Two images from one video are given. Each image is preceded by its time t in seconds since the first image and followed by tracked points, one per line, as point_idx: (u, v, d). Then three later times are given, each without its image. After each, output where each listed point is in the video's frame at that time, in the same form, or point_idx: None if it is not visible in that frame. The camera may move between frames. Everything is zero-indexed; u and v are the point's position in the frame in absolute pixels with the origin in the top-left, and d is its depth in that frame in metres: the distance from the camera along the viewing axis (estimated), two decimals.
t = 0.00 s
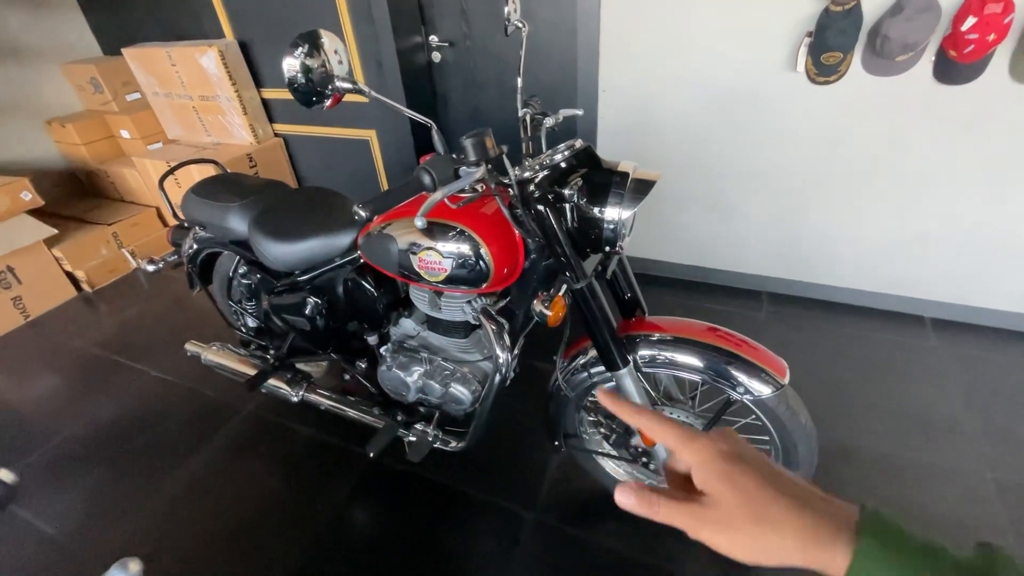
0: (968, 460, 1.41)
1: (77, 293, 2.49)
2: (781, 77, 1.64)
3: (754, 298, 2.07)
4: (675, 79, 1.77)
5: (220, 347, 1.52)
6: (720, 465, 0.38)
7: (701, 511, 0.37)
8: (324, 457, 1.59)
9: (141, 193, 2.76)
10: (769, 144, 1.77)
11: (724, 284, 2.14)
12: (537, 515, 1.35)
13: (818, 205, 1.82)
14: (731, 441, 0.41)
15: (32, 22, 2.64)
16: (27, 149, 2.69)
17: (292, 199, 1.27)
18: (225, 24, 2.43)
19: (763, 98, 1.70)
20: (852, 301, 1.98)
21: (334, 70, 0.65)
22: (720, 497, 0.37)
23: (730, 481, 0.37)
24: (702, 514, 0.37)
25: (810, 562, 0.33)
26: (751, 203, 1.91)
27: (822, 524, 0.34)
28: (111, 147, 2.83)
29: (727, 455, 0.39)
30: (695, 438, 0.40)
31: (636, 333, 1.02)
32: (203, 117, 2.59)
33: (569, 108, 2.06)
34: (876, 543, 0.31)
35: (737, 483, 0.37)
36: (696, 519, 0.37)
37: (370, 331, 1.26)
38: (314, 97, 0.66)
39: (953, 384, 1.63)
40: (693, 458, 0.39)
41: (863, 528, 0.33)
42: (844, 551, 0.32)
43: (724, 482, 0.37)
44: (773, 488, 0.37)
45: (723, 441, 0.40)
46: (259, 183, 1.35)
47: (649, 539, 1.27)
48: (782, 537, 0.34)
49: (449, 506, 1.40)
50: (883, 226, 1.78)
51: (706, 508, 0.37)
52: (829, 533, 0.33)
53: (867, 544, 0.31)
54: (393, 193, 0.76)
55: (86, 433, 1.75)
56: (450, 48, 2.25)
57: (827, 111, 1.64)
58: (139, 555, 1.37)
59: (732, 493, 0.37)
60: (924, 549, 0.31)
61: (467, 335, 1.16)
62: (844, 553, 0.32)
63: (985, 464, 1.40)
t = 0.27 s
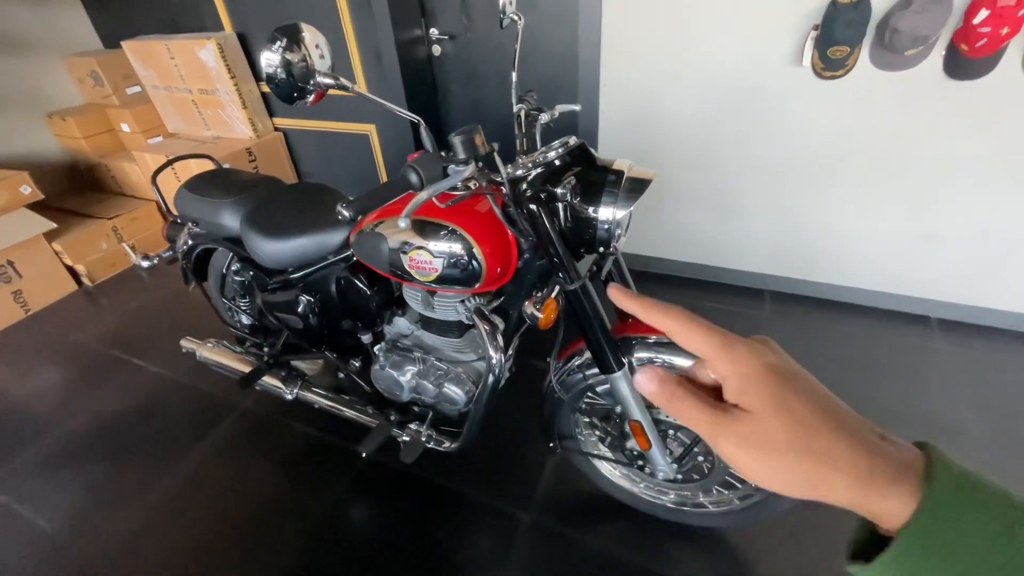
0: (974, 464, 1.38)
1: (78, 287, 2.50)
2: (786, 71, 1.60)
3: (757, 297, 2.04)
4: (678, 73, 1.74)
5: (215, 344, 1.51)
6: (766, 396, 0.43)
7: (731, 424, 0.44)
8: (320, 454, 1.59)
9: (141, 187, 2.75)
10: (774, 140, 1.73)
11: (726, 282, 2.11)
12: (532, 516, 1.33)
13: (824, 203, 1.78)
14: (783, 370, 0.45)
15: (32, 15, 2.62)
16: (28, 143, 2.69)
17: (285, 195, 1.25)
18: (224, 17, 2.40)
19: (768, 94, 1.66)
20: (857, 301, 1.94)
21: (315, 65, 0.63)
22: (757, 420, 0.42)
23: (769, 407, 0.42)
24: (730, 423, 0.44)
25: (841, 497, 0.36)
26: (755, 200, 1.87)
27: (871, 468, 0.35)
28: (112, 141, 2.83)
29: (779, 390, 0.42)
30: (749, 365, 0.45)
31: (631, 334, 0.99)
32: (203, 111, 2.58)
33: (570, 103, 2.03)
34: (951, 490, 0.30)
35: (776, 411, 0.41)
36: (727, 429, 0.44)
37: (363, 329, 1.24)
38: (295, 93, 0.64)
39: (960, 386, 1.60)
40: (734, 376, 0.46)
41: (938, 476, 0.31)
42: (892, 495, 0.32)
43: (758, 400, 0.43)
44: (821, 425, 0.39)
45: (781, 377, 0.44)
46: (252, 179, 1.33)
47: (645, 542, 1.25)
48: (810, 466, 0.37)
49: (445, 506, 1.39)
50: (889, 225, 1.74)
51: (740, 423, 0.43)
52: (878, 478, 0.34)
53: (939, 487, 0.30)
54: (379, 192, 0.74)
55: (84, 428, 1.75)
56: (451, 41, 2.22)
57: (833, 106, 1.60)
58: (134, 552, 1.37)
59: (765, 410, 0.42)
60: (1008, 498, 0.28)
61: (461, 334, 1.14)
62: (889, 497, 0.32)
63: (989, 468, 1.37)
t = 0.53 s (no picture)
0: (980, 474, 1.34)
1: (83, 282, 2.52)
2: (793, 69, 1.56)
3: (762, 299, 2.00)
4: (682, 71, 1.71)
5: (213, 341, 1.51)
6: (713, 395, 0.38)
7: (686, 434, 0.39)
8: (316, 452, 1.58)
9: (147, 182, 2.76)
10: (780, 138, 1.69)
11: (731, 283, 2.08)
12: (526, 519, 1.32)
13: (831, 204, 1.74)
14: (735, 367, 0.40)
15: (40, 11, 2.64)
16: (36, 138, 2.71)
17: (279, 193, 1.24)
18: (228, 12, 2.40)
19: (774, 91, 1.62)
20: (864, 304, 1.90)
21: (295, 64, 0.62)
22: (707, 424, 0.38)
23: (724, 417, 0.37)
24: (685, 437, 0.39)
25: (798, 505, 0.33)
26: (760, 200, 1.84)
27: (822, 470, 0.32)
28: (118, 136, 2.84)
29: (725, 387, 0.38)
30: (693, 366, 0.40)
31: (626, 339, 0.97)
32: (208, 107, 2.58)
33: (572, 100, 2.00)
34: (902, 479, 0.27)
35: (731, 420, 0.37)
36: (677, 437, 0.40)
37: (357, 329, 1.24)
38: (273, 93, 0.64)
39: (967, 393, 1.56)
40: (683, 380, 0.40)
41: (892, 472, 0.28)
42: (853, 502, 0.29)
43: (712, 407, 0.38)
44: (774, 425, 0.35)
45: (726, 373, 0.39)
46: (249, 176, 1.33)
47: (639, 548, 1.23)
48: (766, 476, 0.34)
49: (438, 507, 1.38)
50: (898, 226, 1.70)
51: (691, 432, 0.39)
52: (835, 484, 0.31)
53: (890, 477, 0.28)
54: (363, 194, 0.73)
55: (85, 423, 1.76)
56: (453, 37, 2.20)
57: (842, 105, 1.56)
58: (129, 547, 1.38)
59: (721, 418, 0.37)
60: (945, 481, 0.27)
61: (454, 336, 1.13)
62: (851, 506, 0.29)
63: (996, 479, 1.33)
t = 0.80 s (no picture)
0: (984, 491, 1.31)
1: (86, 277, 2.54)
2: (797, 72, 1.53)
3: (763, 305, 1.97)
4: (684, 72, 1.67)
5: (206, 341, 1.51)
6: (682, 399, 0.45)
7: (661, 434, 0.45)
8: (309, 454, 1.58)
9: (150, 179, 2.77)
10: (783, 142, 1.66)
11: (732, 289, 2.05)
12: (515, 527, 1.31)
13: (835, 210, 1.71)
14: (700, 378, 0.47)
15: (47, 8, 2.66)
16: (42, 134, 2.73)
17: (270, 195, 1.23)
18: (231, 10, 2.40)
19: (777, 95, 1.59)
20: (868, 312, 1.86)
21: (266, 69, 0.65)
22: (677, 424, 0.44)
23: (692, 417, 0.44)
24: (660, 437, 0.45)
25: (755, 485, 0.39)
26: (761, 204, 1.80)
27: (773, 454, 0.38)
28: (123, 133, 2.86)
29: (693, 392, 0.45)
30: (662, 374, 0.47)
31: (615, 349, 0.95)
32: (210, 104, 2.59)
33: (573, 101, 1.97)
34: (841, 463, 0.35)
35: (697, 418, 0.43)
36: (652, 438, 0.46)
37: (346, 333, 1.23)
38: (244, 99, 0.66)
39: (973, 406, 1.52)
40: (659, 388, 0.47)
41: (826, 453, 0.35)
42: (797, 476, 0.36)
43: (683, 411, 0.44)
44: (732, 418, 0.42)
45: (690, 378, 0.47)
46: (241, 177, 1.32)
47: (628, 560, 1.22)
48: (726, 462, 0.40)
49: (427, 513, 1.37)
50: (904, 233, 1.66)
51: (661, 430, 0.45)
52: (780, 461, 0.37)
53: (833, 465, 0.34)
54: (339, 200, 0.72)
55: (83, 419, 1.77)
56: (455, 36, 2.18)
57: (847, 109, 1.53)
58: (120, 545, 1.38)
59: (690, 418, 0.44)
60: (882, 467, 0.35)
61: (442, 342, 1.11)
62: (799, 479, 0.36)
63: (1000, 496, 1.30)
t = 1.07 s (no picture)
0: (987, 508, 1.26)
1: (88, 271, 2.55)
2: (801, 73, 1.49)
3: (764, 311, 1.93)
4: (685, 71, 1.64)
5: (196, 339, 1.50)
6: (679, 395, 0.50)
7: (662, 430, 0.50)
8: (299, 453, 1.57)
9: (152, 174, 2.78)
10: (786, 145, 1.62)
11: (733, 294, 2.01)
12: (502, 534, 1.29)
13: (839, 215, 1.67)
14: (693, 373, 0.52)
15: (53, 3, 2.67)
16: (46, 128, 2.75)
17: (257, 193, 1.22)
18: (234, 6, 2.40)
19: (781, 96, 1.55)
20: (872, 320, 1.82)
21: (230, 67, 0.70)
22: (675, 420, 0.49)
23: (687, 412, 0.49)
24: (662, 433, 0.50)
25: (755, 472, 0.43)
26: (763, 208, 1.77)
27: (770, 444, 0.43)
28: (127, 128, 2.87)
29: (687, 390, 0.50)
30: (656, 371, 0.52)
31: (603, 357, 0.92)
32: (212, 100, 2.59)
33: (573, 101, 1.94)
34: (840, 452, 0.37)
35: (693, 414, 0.48)
36: (655, 434, 0.51)
37: (333, 334, 1.21)
38: (209, 96, 0.71)
39: (978, 419, 1.48)
40: (656, 387, 0.52)
41: (823, 439, 0.39)
42: (795, 465, 0.40)
43: (682, 407, 0.49)
44: (724, 409, 0.47)
45: (685, 376, 0.51)
46: (231, 174, 1.31)
47: (615, 570, 1.19)
48: (722, 450, 0.45)
49: (414, 517, 1.35)
50: (910, 239, 1.61)
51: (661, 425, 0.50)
52: (781, 449, 0.41)
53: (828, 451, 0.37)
54: (310, 202, 0.70)
55: (77, 413, 1.78)
56: (456, 33, 2.16)
57: (853, 112, 1.48)
58: (108, 542, 1.38)
59: (687, 413, 0.49)
60: (879, 452, 0.38)
61: (428, 345, 1.09)
62: (793, 469, 0.40)
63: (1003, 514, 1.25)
